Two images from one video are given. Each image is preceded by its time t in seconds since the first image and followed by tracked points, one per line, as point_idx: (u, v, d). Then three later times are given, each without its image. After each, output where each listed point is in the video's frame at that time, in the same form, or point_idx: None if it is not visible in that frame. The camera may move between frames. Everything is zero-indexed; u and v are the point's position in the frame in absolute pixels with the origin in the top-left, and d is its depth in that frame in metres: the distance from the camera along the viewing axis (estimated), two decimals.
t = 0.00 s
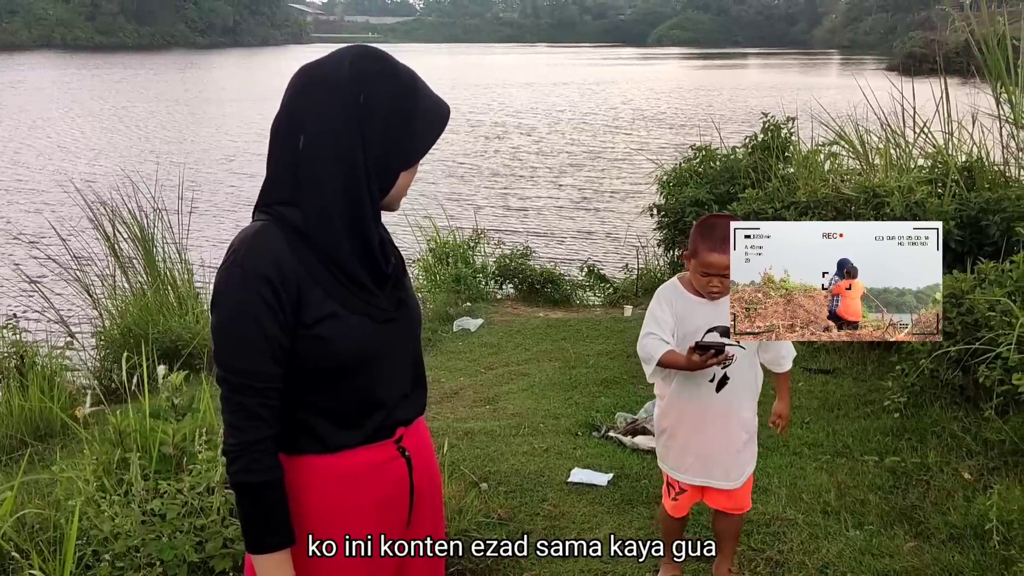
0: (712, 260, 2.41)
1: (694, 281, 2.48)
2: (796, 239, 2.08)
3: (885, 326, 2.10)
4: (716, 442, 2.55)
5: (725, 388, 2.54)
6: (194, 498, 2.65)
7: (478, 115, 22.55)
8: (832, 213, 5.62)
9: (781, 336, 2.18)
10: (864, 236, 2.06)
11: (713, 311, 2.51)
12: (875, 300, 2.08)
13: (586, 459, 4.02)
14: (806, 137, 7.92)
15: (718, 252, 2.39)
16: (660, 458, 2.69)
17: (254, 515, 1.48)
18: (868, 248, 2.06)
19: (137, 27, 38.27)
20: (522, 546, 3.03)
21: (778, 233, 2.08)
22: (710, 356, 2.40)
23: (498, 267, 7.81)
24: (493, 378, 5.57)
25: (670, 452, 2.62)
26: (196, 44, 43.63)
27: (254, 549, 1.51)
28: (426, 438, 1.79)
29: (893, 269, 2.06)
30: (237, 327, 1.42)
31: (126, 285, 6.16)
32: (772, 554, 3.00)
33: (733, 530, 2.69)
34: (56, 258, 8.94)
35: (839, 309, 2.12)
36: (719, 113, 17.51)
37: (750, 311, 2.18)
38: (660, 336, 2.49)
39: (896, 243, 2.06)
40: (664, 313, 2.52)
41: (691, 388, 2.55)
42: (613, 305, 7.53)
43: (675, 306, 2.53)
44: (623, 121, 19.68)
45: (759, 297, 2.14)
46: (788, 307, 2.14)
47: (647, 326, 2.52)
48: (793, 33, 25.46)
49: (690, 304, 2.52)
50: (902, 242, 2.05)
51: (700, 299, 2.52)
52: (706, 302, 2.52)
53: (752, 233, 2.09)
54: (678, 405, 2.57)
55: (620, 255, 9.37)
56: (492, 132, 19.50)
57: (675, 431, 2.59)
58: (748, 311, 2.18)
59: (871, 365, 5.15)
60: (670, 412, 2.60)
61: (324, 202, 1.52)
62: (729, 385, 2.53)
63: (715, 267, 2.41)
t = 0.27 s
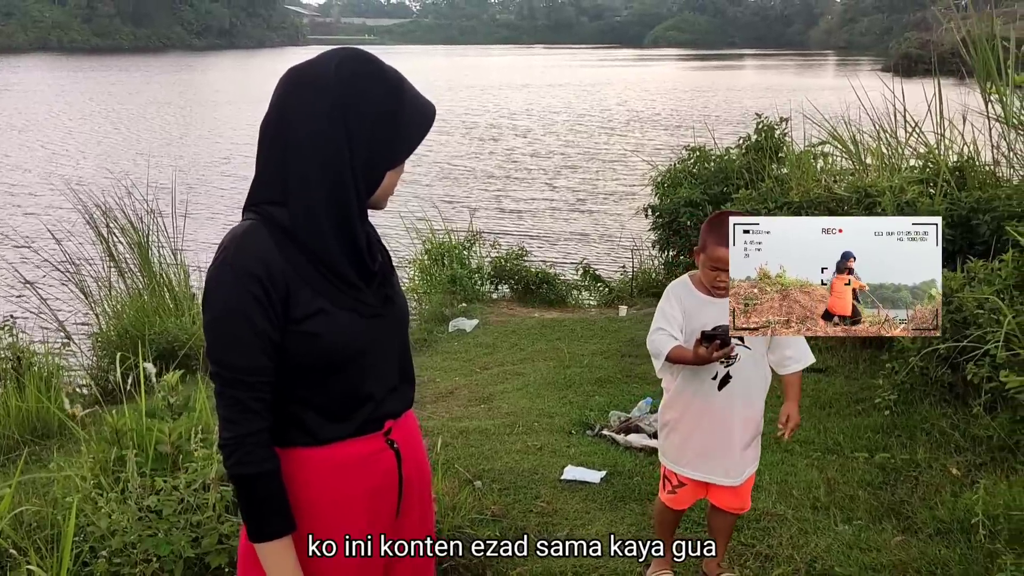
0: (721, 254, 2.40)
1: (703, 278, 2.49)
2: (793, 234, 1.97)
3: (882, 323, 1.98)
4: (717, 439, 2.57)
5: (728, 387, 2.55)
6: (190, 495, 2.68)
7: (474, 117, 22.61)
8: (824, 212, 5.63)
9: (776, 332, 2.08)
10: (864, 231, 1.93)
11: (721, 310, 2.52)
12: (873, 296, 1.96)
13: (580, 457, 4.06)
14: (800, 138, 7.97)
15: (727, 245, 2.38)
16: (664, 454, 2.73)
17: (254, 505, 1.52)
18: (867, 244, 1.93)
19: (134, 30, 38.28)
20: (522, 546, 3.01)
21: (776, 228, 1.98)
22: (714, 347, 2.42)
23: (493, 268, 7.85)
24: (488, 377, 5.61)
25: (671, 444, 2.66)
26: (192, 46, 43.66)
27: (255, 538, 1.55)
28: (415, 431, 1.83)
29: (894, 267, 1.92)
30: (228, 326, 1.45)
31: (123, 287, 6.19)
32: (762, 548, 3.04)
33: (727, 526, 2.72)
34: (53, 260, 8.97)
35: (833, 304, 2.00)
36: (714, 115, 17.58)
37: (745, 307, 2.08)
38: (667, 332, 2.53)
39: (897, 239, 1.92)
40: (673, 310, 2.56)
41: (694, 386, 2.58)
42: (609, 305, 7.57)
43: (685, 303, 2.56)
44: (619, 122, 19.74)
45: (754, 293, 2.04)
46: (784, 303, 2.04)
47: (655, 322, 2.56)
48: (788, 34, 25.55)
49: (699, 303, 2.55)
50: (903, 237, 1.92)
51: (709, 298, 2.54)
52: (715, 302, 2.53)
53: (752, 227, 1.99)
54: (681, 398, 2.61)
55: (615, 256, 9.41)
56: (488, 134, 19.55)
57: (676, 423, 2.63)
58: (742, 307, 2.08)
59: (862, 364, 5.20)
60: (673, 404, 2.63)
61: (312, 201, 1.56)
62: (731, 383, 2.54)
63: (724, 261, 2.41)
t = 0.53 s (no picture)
0: (720, 250, 2.45)
1: (702, 276, 2.54)
2: (788, 293, 2.16)
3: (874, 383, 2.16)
4: (709, 434, 2.60)
5: (719, 385, 2.58)
6: (189, 489, 2.73)
7: (471, 119, 22.67)
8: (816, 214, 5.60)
9: (770, 391, 2.24)
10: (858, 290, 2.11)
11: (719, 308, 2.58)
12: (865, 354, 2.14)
13: (574, 454, 4.11)
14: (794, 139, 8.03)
15: (725, 243, 2.44)
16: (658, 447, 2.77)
17: (247, 491, 1.57)
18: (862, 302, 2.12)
19: (131, 33, 38.29)
20: (522, 546, 3.06)
21: (771, 288, 2.17)
22: (711, 344, 2.46)
23: (490, 268, 7.89)
24: (484, 376, 5.65)
25: (663, 438, 2.71)
26: (190, 49, 43.69)
27: (249, 522, 1.59)
28: (405, 420, 1.88)
29: (888, 324, 2.10)
30: (222, 321, 1.51)
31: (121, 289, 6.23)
32: (752, 541, 3.09)
33: (719, 520, 2.76)
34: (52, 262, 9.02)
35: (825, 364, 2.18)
36: (710, 116, 17.64)
37: (740, 366, 2.24)
38: (667, 328, 2.58)
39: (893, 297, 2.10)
40: (672, 308, 2.61)
41: (688, 381, 2.61)
42: (605, 305, 7.62)
43: (684, 299, 2.61)
44: (615, 123, 19.80)
45: (749, 351, 2.22)
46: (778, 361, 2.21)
47: (656, 319, 2.61)
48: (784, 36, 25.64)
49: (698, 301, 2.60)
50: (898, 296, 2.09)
51: (708, 297, 2.59)
52: (713, 301, 2.58)
53: (749, 286, 2.18)
54: (673, 394, 2.65)
55: (611, 256, 9.46)
56: (485, 135, 19.60)
57: (669, 418, 2.68)
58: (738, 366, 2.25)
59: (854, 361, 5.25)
60: (666, 400, 2.68)
61: (302, 200, 1.61)
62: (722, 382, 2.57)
63: (723, 257, 2.45)
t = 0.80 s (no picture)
0: (717, 250, 2.49)
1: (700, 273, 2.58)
2: (787, 345, 2.41)
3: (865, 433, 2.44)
4: (706, 429, 2.64)
5: (718, 381, 2.65)
6: (193, 486, 2.76)
7: (470, 121, 22.71)
8: (813, 213, 5.66)
9: (762, 441, 2.50)
10: (854, 340, 2.40)
11: (717, 304, 2.61)
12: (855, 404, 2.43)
13: (572, 451, 4.14)
14: (791, 140, 8.07)
15: (722, 242, 2.47)
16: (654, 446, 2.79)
17: (242, 481, 1.60)
18: (858, 352, 2.40)
19: (130, 36, 38.35)
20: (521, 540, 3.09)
21: (766, 339, 2.41)
22: (708, 342, 2.50)
23: (489, 269, 7.92)
24: (483, 376, 5.69)
25: (660, 434, 2.75)
26: (188, 52, 43.74)
27: (243, 511, 1.62)
28: (404, 412, 1.92)
29: (876, 374, 2.39)
30: (223, 314, 1.55)
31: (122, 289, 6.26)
32: (748, 536, 3.13)
33: (715, 515, 2.81)
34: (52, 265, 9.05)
35: (815, 416, 2.46)
36: (709, 117, 17.68)
37: (736, 418, 2.48)
38: (666, 326, 2.61)
39: (888, 347, 2.39)
40: (671, 305, 2.64)
41: (686, 377, 2.66)
42: (603, 305, 7.65)
43: (683, 296, 2.65)
44: (614, 125, 19.84)
45: (741, 402, 2.44)
46: (770, 412, 2.46)
47: (654, 316, 2.64)
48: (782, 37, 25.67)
49: (696, 297, 2.63)
50: (893, 345, 2.39)
51: (706, 293, 2.62)
52: (711, 297, 2.62)
53: (744, 337, 2.40)
54: (671, 390, 2.69)
55: (610, 257, 9.49)
56: (483, 137, 19.63)
57: (666, 414, 2.72)
58: (733, 417, 2.48)
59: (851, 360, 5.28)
60: (664, 396, 2.72)
61: (301, 196, 1.65)
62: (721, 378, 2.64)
63: (720, 256, 2.49)
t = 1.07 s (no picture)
0: (713, 252, 2.52)
1: (698, 275, 2.61)
2: (784, 349, 2.44)
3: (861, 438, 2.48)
4: (705, 429, 2.67)
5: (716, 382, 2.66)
6: (197, 488, 2.78)
7: (469, 124, 22.75)
8: (811, 215, 5.71)
9: (756, 445, 2.54)
10: (851, 345, 2.42)
11: (716, 307, 2.64)
12: (850, 409, 2.47)
13: (572, 453, 4.17)
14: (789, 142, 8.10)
15: (718, 244, 2.50)
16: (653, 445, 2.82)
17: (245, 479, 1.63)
18: (855, 356, 2.43)
19: (129, 39, 38.39)
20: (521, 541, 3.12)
21: (763, 343, 2.44)
22: (706, 346, 2.51)
23: (488, 272, 7.95)
24: (483, 378, 5.72)
25: (659, 434, 2.77)
26: (187, 55, 43.77)
27: (247, 508, 1.65)
28: (405, 414, 1.95)
29: (872, 379, 2.42)
30: (227, 317, 1.58)
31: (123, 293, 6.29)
32: (747, 536, 3.16)
33: (713, 516, 2.83)
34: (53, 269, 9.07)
35: (809, 421, 2.50)
36: (707, 119, 17.72)
37: (731, 422, 2.52)
38: (665, 328, 2.64)
39: (885, 351, 2.42)
40: (670, 307, 2.66)
41: (684, 378, 2.68)
42: (603, 308, 7.68)
43: (682, 297, 2.68)
44: (613, 127, 19.88)
45: (736, 406, 2.49)
46: (766, 417, 2.50)
47: (653, 318, 2.67)
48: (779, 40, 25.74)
49: (695, 300, 2.66)
50: (891, 350, 2.41)
51: (705, 296, 2.65)
52: (710, 300, 2.65)
53: (741, 342, 2.44)
54: (670, 390, 2.71)
55: (609, 259, 9.52)
56: (481, 140, 19.68)
57: (665, 414, 2.74)
58: (728, 422, 2.52)
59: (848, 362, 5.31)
60: (663, 396, 2.74)
61: (304, 200, 1.68)
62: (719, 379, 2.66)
63: (716, 259, 2.52)
